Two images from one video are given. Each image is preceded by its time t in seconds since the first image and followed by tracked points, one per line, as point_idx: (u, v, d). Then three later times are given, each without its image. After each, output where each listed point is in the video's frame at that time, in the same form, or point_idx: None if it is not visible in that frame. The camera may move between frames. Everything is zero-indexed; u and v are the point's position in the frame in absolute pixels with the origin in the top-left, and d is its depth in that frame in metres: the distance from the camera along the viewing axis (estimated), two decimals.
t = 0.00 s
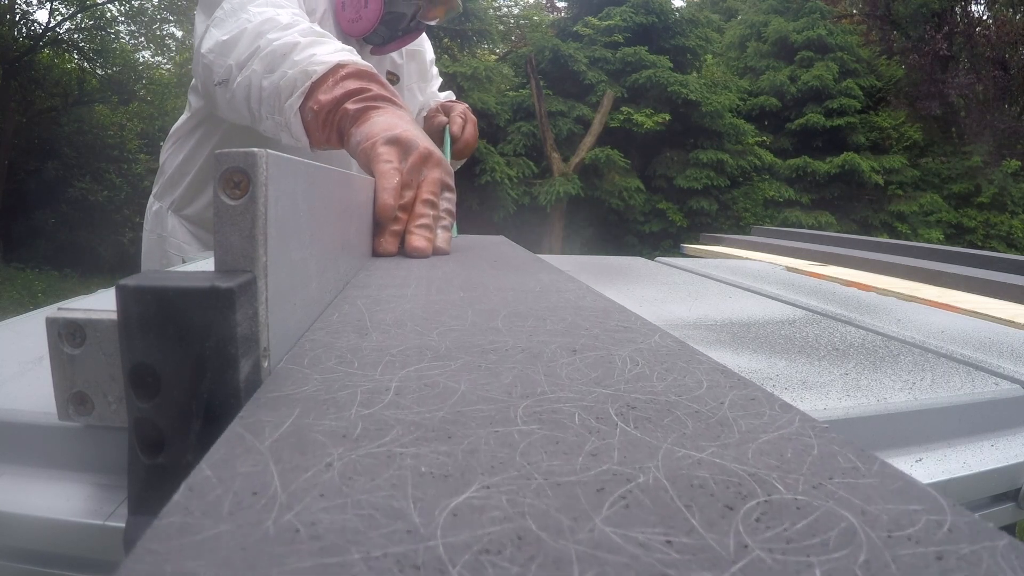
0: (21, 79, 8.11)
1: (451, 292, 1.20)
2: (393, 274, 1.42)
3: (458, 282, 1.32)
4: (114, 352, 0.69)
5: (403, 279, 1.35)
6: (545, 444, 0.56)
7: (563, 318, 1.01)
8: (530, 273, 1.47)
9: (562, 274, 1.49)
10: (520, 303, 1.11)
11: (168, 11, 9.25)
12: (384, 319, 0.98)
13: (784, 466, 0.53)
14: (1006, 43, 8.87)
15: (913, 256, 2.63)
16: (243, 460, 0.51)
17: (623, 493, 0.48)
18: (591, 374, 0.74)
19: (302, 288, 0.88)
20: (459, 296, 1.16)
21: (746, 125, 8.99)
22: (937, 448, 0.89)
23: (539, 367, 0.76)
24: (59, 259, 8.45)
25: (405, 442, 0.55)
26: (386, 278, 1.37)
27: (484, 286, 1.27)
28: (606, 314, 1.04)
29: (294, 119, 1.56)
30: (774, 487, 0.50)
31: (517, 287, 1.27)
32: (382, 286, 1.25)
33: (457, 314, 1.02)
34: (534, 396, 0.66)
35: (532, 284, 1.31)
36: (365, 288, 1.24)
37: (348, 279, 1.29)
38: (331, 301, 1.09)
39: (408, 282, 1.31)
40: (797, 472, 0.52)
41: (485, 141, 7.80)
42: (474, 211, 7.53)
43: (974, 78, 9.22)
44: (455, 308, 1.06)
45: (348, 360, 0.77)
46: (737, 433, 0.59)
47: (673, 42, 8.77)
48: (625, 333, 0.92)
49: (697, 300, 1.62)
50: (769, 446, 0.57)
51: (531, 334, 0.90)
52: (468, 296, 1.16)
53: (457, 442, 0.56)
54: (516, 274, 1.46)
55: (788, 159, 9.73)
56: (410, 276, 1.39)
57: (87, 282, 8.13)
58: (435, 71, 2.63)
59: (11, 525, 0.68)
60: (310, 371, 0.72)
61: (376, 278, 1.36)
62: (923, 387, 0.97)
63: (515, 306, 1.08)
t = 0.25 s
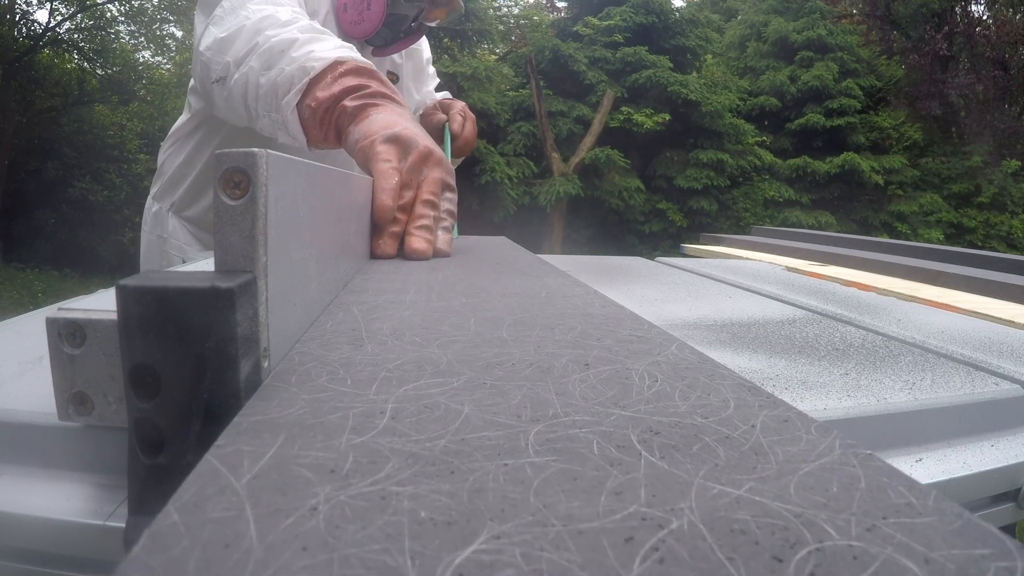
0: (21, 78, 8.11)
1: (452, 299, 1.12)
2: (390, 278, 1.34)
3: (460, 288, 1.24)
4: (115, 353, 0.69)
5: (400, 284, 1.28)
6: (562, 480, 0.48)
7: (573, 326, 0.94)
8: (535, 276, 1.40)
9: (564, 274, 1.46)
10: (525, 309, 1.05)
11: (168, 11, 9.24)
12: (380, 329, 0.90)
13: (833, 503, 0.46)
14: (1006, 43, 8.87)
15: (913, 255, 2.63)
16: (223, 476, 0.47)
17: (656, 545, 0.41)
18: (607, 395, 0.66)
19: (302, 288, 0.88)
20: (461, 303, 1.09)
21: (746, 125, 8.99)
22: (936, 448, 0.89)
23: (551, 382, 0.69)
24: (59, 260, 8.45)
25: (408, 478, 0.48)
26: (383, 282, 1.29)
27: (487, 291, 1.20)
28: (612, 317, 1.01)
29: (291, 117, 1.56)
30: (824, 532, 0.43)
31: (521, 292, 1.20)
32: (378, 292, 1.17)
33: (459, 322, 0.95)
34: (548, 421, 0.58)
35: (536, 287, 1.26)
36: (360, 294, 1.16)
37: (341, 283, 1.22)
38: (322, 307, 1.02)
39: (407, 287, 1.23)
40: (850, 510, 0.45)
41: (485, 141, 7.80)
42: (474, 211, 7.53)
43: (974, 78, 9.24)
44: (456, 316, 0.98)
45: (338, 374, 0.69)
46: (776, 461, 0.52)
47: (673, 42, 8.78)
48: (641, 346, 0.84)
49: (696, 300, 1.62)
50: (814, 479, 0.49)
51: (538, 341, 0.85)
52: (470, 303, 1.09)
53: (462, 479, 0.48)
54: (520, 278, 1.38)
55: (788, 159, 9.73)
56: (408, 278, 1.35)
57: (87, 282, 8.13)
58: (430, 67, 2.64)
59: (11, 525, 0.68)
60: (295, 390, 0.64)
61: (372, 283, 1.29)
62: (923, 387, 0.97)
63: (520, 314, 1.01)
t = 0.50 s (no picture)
0: (21, 78, 8.12)
1: (453, 303, 1.08)
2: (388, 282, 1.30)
3: (461, 291, 1.20)
4: (114, 352, 0.69)
5: (399, 287, 1.24)
6: (574, 513, 0.45)
7: (579, 332, 0.91)
8: (537, 279, 1.36)
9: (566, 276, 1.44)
10: (527, 313, 1.02)
11: (168, 11, 9.23)
12: (378, 336, 0.87)
13: (874, 539, 0.43)
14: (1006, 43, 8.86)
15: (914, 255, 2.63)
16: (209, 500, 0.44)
17: None
18: (620, 414, 0.62)
19: (302, 288, 0.88)
20: (462, 307, 1.05)
21: (746, 126, 8.99)
22: (936, 448, 0.89)
23: (558, 396, 0.66)
24: (59, 260, 8.45)
25: (405, 512, 0.44)
26: (381, 286, 1.25)
27: (488, 295, 1.16)
28: (616, 320, 0.98)
29: (289, 116, 1.55)
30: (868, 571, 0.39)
31: (523, 295, 1.17)
32: (377, 296, 1.14)
33: (459, 329, 0.91)
34: (558, 443, 0.55)
35: (538, 290, 1.23)
36: (358, 298, 1.12)
37: (338, 288, 1.18)
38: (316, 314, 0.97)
39: (406, 291, 1.19)
40: (893, 545, 0.42)
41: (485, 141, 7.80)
42: (474, 211, 7.52)
43: (974, 79, 9.24)
44: (457, 323, 0.95)
45: (332, 387, 0.66)
46: (808, 487, 0.49)
47: (673, 42, 8.77)
48: (653, 356, 0.80)
49: (696, 300, 1.62)
50: (849, 508, 0.46)
51: (543, 348, 0.82)
52: (471, 308, 1.05)
53: (464, 512, 0.45)
54: (522, 281, 1.34)
55: (788, 159, 9.73)
56: (407, 280, 1.32)
57: (87, 282, 8.13)
58: (429, 66, 2.65)
59: (11, 524, 0.68)
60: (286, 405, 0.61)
61: (371, 287, 1.25)
62: (923, 387, 0.97)
63: (524, 320, 0.97)
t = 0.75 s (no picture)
0: (21, 79, 8.12)
1: (453, 307, 1.06)
2: (388, 284, 1.27)
3: (463, 295, 1.17)
4: (114, 352, 0.69)
5: (398, 290, 1.21)
6: (587, 541, 0.42)
7: (584, 339, 0.88)
8: (539, 282, 1.33)
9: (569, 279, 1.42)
10: (531, 318, 0.99)
11: (168, 11, 9.22)
12: (378, 342, 0.84)
13: (910, 565, 0.40)
14: (1006, 43, 8.85)
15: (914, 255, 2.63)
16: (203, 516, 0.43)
17: None
18: (636, 428, 0.59)
19: (302, 289, 0.88)
20: (462, 312, 1.03)
21: (746, 126, 8.99)
22: (936, 448, 0.89)
23: (568, 410, 0.63)
24: (59, 260, 8.46)
25: (403, 542, 0.42)
26: (380, 289, 1.22)
27: (489, 299, 1.13)
28: (622, 326, 0.95)
29: (286, 116, 1.55)
30: None
31: (527, 299, 1.14)
32: (377, 299, 1.11)
33: (461, 335, 0.89)
34: (566, 460, 0.52)
35: (541, 293, 1.20)
36: (356, 302, 1.09)
37: (337, 293, 1.15)
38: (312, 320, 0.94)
39: (405, 294, 1.16)
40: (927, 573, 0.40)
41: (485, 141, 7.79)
42: (474, 211, 7.52)
43: (974, 79, 9.24)
44: (458, 328, 0.92)
45: (328, 398, 0.63)
46: (835, 508, 0.46)
47: (673, 42, 8.78)
48: (665, 364, 0.78)
49: (696, 300, 1.62)
50: (881, 531, 0.44)
51: (548, 356, 0.80)
52: (473, 313, 1.02)
53: (466, 541, 0.42)
54: (524, 284, 1.32)
55: (788, 159, 9.73)
56: (406, 282, 1.30)
57: (87, 282, 8.14)
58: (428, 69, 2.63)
59: (10, 524, 0.68)
60: (279, 418, 0.58)
61: (370, 289, 1.22)
62: (923, 387, 0.97)
63: (526, 325, 0.95)
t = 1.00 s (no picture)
0: (21, 78, 8.13)
1: (453, 313, 1.03)
2: (387, 287, 1.25)
3: (463, 300, 1.14)
4: (114, 353, 0.69)
5: (396, 293, 1.18)
6: None
7: (592, 347, 0.86)
8: (541, 285, 1.31)
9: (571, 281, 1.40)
10: (534, 325, 0.97)
11: (168, 11, 9.22)
12: (377, 350, 0.81)
13: None
14: (1006, 43, 8.82)
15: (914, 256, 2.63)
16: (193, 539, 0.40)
17: None
18: (647, 442, 0.56)
19: (302, 289, 0.88)
20: (463, 317, 1.00)
21: (746, 126, 8.99)
22: (937, 448, 0.88)
23: (574, 423, 0.60)
24: (59, 260, 8.46)
25: None
26: (379, 292, 1.19)
27: (491, 304, 1.11)
28: (631, 334, 0.93)
29: (287, 115, 1.55)
30: None
31: (529, 304, 1.12)
32: (377, 303, 1.09)
33: (461, 342, 0.86)
34: (578, 481, 0.50)
35: (543, 297, 1.18)
36: (354, 306, 1.07)
37: (335, 296, 1.12)
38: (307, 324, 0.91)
39: (405, 297, 1.14)
40: None
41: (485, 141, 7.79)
42: (474, 210, 7.52)
43: (974, 79, 9.24)
44: (459, 335, 0.89)
45: (323, 411, 0.60)
46: (866, 534, 0.44)
47: (673, 42, 8.78)
48: (676, 372, 0.76)
49: (697, 300, 1.62)
50: (917, 560, 0.41)
51: (553, 363, 0.78)
52: (474, 319, 1.00)
53: None
54: (525, 287, 1.29)
55: (788, 159, 9.73)
56: (406, 285, 1.28)
57: (87, 282, 8.14)
58: (427, 68, 2.63)
59: (11, 524, 0.68)
60: (272, 433, 0.55)
61: (368, 293, 1.19)
62: (923, 387, 0.97)
63: (530, 331, 0.93)
